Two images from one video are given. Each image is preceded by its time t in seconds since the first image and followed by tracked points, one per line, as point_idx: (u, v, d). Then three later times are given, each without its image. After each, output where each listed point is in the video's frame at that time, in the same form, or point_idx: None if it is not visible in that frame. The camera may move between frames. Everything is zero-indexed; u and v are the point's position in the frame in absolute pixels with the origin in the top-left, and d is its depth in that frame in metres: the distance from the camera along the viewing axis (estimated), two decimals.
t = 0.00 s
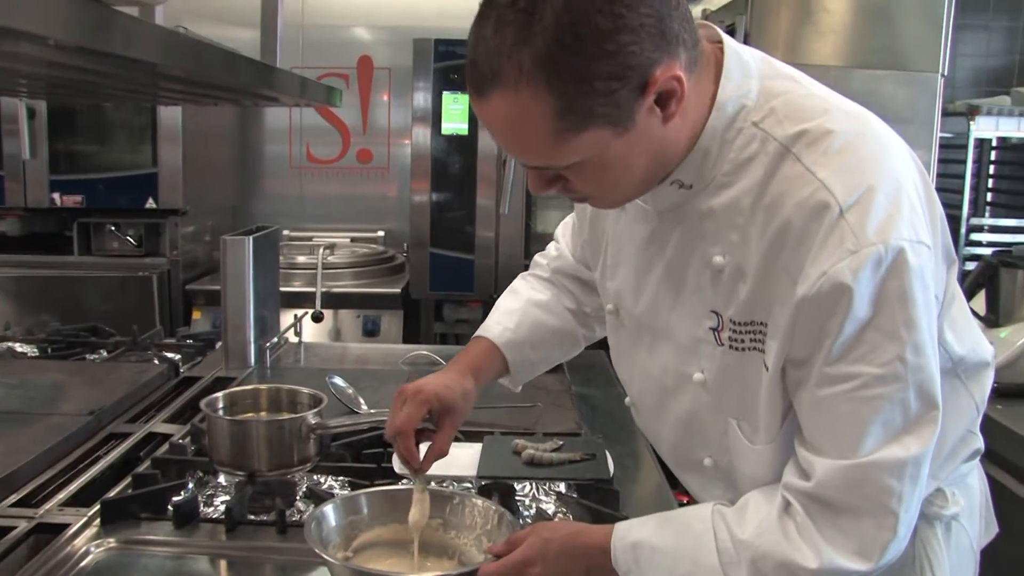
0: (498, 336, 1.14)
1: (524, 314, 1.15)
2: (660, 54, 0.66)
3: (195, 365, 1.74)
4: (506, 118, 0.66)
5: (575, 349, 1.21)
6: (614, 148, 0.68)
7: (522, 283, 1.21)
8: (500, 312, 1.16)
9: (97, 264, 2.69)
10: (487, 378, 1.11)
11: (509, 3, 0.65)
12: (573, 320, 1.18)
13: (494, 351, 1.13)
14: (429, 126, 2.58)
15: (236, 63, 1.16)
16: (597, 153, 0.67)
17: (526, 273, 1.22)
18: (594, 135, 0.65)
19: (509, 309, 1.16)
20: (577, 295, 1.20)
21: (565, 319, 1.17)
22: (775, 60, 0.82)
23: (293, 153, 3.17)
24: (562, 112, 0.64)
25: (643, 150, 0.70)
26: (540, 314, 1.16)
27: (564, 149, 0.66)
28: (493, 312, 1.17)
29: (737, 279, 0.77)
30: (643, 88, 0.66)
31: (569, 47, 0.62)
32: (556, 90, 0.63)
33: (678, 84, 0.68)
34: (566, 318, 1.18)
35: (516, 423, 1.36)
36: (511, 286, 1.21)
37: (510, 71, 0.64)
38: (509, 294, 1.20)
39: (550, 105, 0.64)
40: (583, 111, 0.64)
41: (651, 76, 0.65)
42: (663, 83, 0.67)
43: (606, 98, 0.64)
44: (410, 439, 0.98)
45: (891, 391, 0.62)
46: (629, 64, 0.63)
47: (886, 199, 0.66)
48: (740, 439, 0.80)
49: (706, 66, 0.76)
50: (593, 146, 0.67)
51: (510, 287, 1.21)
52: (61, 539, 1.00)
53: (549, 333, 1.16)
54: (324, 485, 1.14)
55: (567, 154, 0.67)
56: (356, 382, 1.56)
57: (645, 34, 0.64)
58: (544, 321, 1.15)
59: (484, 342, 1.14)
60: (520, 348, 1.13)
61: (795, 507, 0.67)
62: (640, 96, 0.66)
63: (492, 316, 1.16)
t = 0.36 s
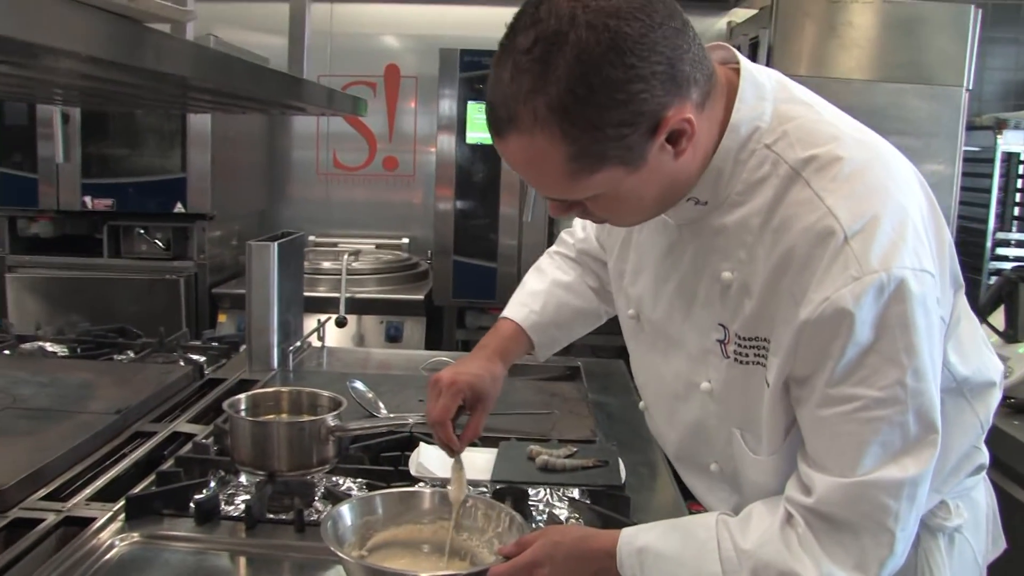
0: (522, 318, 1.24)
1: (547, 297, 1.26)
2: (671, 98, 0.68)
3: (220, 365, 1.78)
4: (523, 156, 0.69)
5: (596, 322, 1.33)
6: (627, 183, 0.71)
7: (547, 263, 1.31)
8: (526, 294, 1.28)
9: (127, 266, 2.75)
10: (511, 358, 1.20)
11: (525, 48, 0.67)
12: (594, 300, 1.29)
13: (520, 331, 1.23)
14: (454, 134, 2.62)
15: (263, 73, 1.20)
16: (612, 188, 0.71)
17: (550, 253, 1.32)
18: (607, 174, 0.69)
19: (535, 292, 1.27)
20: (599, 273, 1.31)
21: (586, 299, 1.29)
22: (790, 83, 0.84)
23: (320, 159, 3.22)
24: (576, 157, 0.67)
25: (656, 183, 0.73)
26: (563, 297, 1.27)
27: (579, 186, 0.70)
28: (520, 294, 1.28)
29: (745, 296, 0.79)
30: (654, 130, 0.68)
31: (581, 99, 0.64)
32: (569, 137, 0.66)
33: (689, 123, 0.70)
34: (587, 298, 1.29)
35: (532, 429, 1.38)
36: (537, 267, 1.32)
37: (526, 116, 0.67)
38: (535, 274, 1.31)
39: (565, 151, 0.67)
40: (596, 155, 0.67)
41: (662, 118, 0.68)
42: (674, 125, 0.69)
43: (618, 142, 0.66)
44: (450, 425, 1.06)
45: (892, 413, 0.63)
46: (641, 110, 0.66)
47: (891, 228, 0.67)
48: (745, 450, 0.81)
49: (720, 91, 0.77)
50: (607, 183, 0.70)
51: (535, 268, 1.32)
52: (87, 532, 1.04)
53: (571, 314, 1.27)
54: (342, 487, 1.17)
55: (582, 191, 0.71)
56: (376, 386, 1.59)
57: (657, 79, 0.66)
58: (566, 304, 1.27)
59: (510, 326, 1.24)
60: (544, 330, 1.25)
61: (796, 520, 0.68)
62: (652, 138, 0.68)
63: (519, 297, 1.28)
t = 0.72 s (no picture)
0: (551, 322, 1.30)
1: (576, 301, 1.31)
2: (675, 122, 0.71)
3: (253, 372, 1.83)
4: (537, 178, 0.74)
5: (623, 324, 1.38)
6: (636, 203, 0.75)
7: (575, 268, 1.37)
8: (555, 299, 1.33)
9: (162, 276, 2.83)
10: (541, 361, 1.26)
11: (535, 77, 0.71)
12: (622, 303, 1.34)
13: (549, 337, 1.29)
14: (482, 147, 2.66)
15: (294, 91, 1.25)
16: (621, 208, 0.75)
17: (578, 257, 1.37)
18: (615, 196, 0.73)
19: (564, 296, 1.33)
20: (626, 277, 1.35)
21: (614, 302, 1.33)
22: (795, 100, 0.86)
23: (351, 172, 3.28)
24: (586, 179, 0.71)
25: (664, 201, 0.77)
26: (591, 300, 1.32)
27: (589, 205, 0.74)
28: (549, 299, 1.33)
29: (751, 306, 0.82)
30: (660, 152, 0.72)
31: (588, 125, 0.68)
32: (578, 161, 0.70)
33: (693, 144, 0.74)
34: (615, 301, 1.33)
35: (554, 436, 1.41)
36: (565, 272, 1.37)
37: (537, 141, 0.71)
38: (564, 278, 1.36)
39: (575, 173, 0.71)
40: (605, 177, 0.71)
41: (667, 140, 0.71)
42: (679, 147, 0.72)
43: (625, 164, 0.70)
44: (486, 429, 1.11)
45: (889, 419, 0.65)
46: (645, 134, 0.69)
47: (888, 240, 0.69)
48: (753, 454, 0.84)
49: (724, 109, 0.80)
50: (616, 202, 0.74)
51: (564, 273, 1.37)
52: (123, 530, 1.08)
53: (600, 317, 1.32)
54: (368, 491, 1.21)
55: (593, 209, 0.75)
56: (403, 394, 1.63)
57: (661, 104, 0.70)
58: (594, 307, 1.32)
59: (539, 332, 1.29)
60: (572, 333, 1.30)
61: (801, 522, 0.70)
62: (658, 160, 0.72)
63: (548, 302, 1.33)
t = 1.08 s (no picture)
0: (558, 323, 1.33)
1: (583, 302, 1.35)
2: (659, 137, 0.75)
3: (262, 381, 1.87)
4: (530, 191, 0.78)
5: (626, 324, 1.41)
6: (625, 214, 0.79)
7: (580, 270, 1.40)
8: (562, 300, 1.37)
9: (172, 287, 2.87)
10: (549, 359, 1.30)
11: (527, 97, 0.74)
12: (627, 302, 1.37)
13: (556, 336, 1.32)
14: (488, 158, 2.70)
15: (302, 105, 1.29)
16: (611, 218, 0.79)
17: (584, 258, 1.41)
18: (605, 207, 0.77)
19: (570, 297, 1.36)
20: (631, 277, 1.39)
21: (619, 302, 1.36)
22: (781, 115, 0.90)
23: (357, 184, 3.32)
24: (576, 193, 0.75)
25: (651, 212, 0.81)
26: (596, 300, 1.35)
27: (580, 216, 0.78)
28: (556, 300, 1.37)
29: (739, 311, 0.85)
30: (647, 165, 0.75)
31: (577, 142, 0.72)
32: (567, 176, 0.74)
33: (678, 158, 0.77)
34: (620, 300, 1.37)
35: (557, 442, 1.44)
36: (571, 273, 1.41)
37: (529, 157, 0.75)
38: (570, 281, 1.39)
39: (565, 187, 0.75)
40: (593, 190, 0.74)
41: (652, 155, 0.75)
42: (664, 161, 0.76)
43: (613, 178, 0.74)
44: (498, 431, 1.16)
45: (869, 419, 0.68)
46: (631, 150, 0.73)
47: (866, 248, 0.72)
48: (743, 454, 0.87)
49: (710, 126, 0.84)
50: (606, 213, 0.78)
51: (570, 275, 1.40)
52: (138, 533, 1.12)
53: (606, 317, 1.35)
54: (376, 495, 1.24)
55: (583, 220, 0.79)
56: (409, 401, 1.66)
57: (646, 121, 0.73)
58: (599, 307, 1.35)
59: (547, 330, 1.33)
60: (578, 333, 1.33)
61: (790, 520, 0.73)
62: (645, 173, 0.76)
63: (555, 304, 1.37)
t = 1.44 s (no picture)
0: (573, 305, 1.39)
1: (598, 287, 1.39)
2: (665, 137, 0.78)
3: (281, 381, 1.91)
4: (542, 187, 0.81)
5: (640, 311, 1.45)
6: (632, 210, 0.81)
7: (598, 254, 1.44)
8: (577, 283, 1.41)
9: (191, 289, 2.91)
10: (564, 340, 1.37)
11: (540, 96, 0.78)
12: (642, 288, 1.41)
13: (569, 318, 1.38)
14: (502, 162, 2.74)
15: (321, 111, 1.32)
16: (619, 215, 0.82)
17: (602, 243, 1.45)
18: (613, 204, 0.79)
19: (585, 281, 1.41)
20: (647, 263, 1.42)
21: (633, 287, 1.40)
22: (786, 117, 0.93)
23: (373, 188, 3.36)
24: (585, 189, 0.78)
25: (658, 210, 0.83)
26: (610, 285, 1.39)
27: (589, 212, 0.81)
28: (571, 283, 1.42)
29: (745, 307, 0.88)
30: (654, 164, 0.78)
31: (586, 140, 0.75)
32: (577, 172, 0.77)
33: (683, 157, 0.80)
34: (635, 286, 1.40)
35: (571, 439, 1.47)
36: (589, 257, 1.45)
37: (541, 154, 0.78)
38: (586, 266, 1.44)
39: (575, 183, 0.78)
40: (602, 186, 0.77)
41: (659, 154, 0.78)
42: (670, 160, 0.79)
43: (620, 176, 0.77)
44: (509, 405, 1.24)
45: (870, 411, 0.71)
46: (639, 148, 0.76)
47: (867, 245, 0.75)
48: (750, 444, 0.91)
49: (717, 127, 0.87)
50: (614, 210, 0.81)
51: (587, 259, 1.45)
52: (163, 526, 1.15)
53: (619, 302, 1.39)
54: (394, 491, 1.26)
55: (592, 216, 0.82)
56: (426, 400, 1.69)
57: (653, 121, 0.76)
58: (613, 293, 1.39)
59: (560, 311, 1.39)
60: (591, 317, 1.38)
61: (795, 509, 0.76)
62: (651, 172, 0.78)
63: (571, 287, 1.42)
